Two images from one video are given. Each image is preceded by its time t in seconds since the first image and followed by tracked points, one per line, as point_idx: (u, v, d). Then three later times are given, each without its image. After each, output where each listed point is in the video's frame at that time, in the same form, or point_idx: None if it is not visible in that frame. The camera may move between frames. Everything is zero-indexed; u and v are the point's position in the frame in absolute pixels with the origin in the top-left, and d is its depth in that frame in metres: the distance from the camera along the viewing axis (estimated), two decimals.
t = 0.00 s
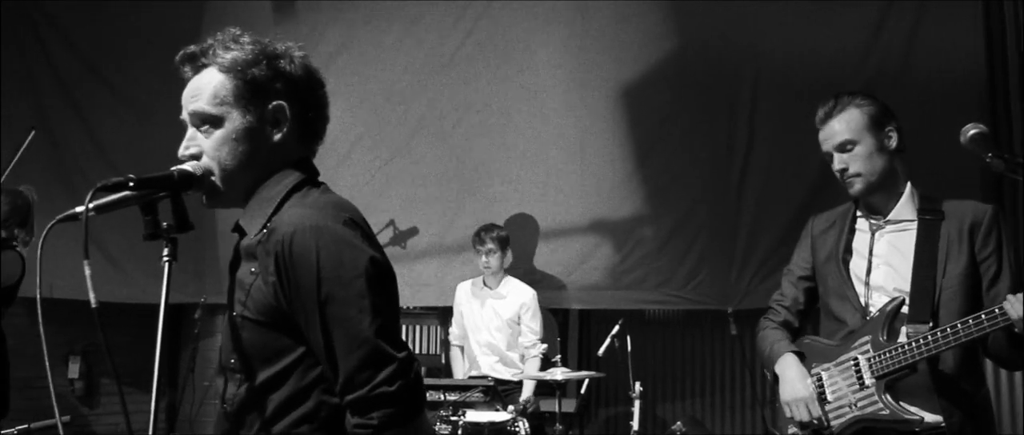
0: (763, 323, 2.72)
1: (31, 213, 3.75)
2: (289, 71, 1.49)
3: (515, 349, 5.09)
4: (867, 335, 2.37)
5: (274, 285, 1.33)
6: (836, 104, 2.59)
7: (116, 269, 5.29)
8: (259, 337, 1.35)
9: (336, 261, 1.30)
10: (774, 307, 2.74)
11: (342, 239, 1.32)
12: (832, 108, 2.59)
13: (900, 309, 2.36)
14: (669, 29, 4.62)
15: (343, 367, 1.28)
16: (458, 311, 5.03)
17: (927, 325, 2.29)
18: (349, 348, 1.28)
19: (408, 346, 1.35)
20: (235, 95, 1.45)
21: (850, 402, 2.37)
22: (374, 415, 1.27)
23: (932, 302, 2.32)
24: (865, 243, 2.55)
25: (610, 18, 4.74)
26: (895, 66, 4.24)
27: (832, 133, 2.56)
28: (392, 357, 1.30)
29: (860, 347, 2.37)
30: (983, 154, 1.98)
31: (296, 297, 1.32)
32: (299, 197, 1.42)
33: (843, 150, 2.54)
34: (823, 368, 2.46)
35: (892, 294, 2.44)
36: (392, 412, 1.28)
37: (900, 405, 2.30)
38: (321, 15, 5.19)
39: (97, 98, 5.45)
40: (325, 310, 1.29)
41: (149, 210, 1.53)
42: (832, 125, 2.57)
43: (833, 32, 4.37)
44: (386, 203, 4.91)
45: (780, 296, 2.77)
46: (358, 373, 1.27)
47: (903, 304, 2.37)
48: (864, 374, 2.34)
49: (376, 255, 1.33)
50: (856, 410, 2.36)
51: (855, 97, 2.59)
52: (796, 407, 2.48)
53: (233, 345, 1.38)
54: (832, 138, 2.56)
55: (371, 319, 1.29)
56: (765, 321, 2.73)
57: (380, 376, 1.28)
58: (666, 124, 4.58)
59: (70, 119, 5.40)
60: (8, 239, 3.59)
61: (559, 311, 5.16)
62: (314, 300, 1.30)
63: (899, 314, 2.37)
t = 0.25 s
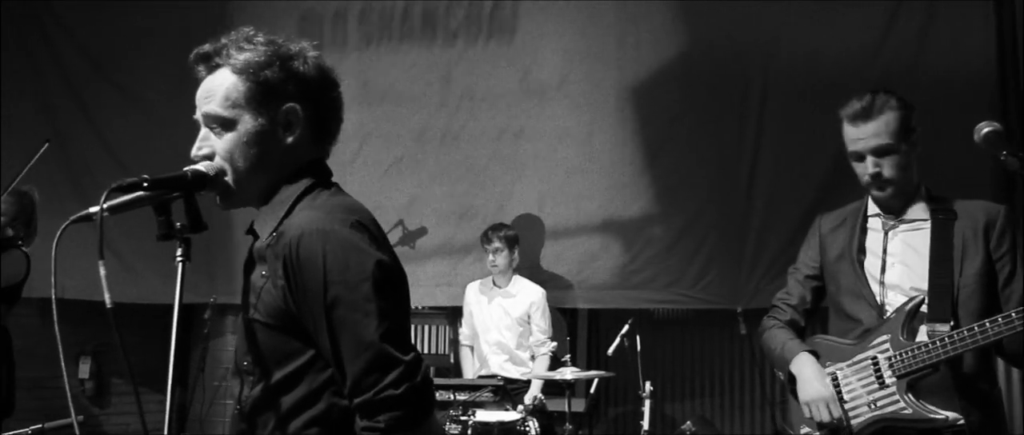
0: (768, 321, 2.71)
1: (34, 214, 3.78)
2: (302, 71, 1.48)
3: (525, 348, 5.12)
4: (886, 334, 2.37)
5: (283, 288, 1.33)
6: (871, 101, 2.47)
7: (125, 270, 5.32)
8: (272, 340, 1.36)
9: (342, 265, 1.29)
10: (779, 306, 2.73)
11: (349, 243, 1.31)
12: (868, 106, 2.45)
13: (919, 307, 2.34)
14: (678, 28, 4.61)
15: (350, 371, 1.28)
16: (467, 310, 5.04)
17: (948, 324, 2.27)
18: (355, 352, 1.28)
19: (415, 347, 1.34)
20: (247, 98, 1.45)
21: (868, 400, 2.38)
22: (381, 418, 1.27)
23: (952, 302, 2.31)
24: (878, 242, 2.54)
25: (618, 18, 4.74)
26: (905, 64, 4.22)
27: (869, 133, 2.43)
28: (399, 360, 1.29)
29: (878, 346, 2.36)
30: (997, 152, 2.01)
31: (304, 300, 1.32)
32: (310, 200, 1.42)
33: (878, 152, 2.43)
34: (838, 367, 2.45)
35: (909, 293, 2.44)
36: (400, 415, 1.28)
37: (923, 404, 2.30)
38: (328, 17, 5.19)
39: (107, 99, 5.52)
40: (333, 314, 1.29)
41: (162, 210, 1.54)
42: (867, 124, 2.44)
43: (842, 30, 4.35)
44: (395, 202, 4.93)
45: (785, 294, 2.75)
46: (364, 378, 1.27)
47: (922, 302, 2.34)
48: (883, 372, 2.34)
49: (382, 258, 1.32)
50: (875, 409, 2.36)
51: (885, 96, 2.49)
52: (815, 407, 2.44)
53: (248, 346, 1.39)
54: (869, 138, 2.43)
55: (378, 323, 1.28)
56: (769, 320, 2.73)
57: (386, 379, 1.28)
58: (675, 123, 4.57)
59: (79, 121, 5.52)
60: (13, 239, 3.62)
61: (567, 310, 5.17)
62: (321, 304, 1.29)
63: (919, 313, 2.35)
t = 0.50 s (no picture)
0: (774, 321, 2.68)
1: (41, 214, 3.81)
2: (316, 71, 1.49)
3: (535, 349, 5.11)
4: (903, 336, 2.36)
5: (300, 293, 1.34)
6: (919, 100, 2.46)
7: (134, 269, 5.34)
8: (288, 343, 1.36)
9: (358, 273, 1.29)
10: (786, 306, 2.69)
11: (366, 252, 1.31)
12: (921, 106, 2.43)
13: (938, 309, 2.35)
14: (687, 28, 4.59)
15: (364, 379, 1.28)
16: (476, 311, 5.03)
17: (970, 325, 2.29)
18: (369, 361, 1.27)
19: (430, 355, 1.34)
20: (260, 99, 1.45)
21: (889, 402, 2.36)
22: (395, 426, 1.26)
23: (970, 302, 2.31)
24: (891, 242, 2.53)
25: (628, 18, 4.72)
26: (916, 62, 4.18)
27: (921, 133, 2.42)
28: (414, 369, 1.28)
29: (897, 348, 2.36)
30: (1011, 153, 1.98)
31: (320, 306, 1.32)
32: (327, 203, 1.42)
33: (925, 153, 2.42)
34: (855, 369, 2.43)
35: (925, 293, 2.46)
36: (414, 422, 1.27)
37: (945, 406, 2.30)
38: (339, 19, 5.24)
39: (116, 98, 5.54)
40: (349, 322, 1.29)
41: (177, 210, 1.53)
42: (915, 123, 2.43)
43: (853, 28, 4.31)
44: (404, 202, 4.95)
45: (792, 293, 2.71)
46: (379, 387, 1.26)
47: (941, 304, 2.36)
48: (904, 374, 2.34)
49: (397, 268, 1.32)
50: (896, 411, 2.36)
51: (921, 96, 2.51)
52: (834, 412, 2.41)
53: (265, 347, 1.40)
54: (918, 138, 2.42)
55: (392, 332, 1.27)
56: (775, 319, 2.69)
57: (400, 387, 1.27)
58: (684, 122, 4.55)
59: (89, 121, 5.54)
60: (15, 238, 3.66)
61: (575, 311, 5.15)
62: (338, 311, 1.30)
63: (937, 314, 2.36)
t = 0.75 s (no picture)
0: (787, 318, 2.66)
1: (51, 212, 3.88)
2: (324, 71, 1.49)
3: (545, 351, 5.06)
4: (922, 334, 2.37)
5: (315, 293, 1.34)
6: (911, 115, 2.39)
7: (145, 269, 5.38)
8: (303, 346, 1.36)
9: (373, 271, 1.29)
10: (798, 302, 2.67)
11: (381, 251, 1.30)
12: (908, 124, 2.37)
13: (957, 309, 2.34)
14: (695, 26, 4.56)
15: (380, 379, 1.28)
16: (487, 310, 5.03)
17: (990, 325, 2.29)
18: (385, 360, 1.27)
19: (446, 354, 1.33)
20: (268, 98, 1.46)
21: (905, 400, 2.38)
22: (410, 426, 1.26)
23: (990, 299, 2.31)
24: (909, 239, 2.50)
25: (636, 17, 4.70)
26: (929, 58, 4.11)
27: (907, 153, 2.36)
28: (429, 368, 1.28)
29: (915, 347, 2.37)
30: None
31: (335, 305, 1.32)
32: (341, 201, 1.42)
33: (914, 173, 2.37)
34: (870, 366, 2.44)
35: (943, 292, 2.42)
36: (431, 422, 1.27)
37: (964, 405, 2.31)
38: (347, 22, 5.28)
39: (129, 102, 5.62)
40: (364, 321, 1.29)
41: (189, 210, 1.53)
42: (908, 123, 2.38)
43: (866, 25, 4.24)
44: (414, 202, 5.00)
45: (804, 290, 2.68)
46: (395, 386, 1.26)
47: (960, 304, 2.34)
48: (922, 372, 2.36)
49: (412, 266, 1.31)
50: (912, 409, 2.37)
51: (925, 106, 2.42)
52: (839, 406, 2.39)
53: (278, 349, 1.39)
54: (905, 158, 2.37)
55: (408, 331, 1.27)
56: (788, 316, 2.68)
57: (416, 387, 1.27)
58: (694, 120, 4.52)
59: (102, 123, 5.62)
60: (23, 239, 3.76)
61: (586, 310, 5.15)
62: (353, 310, 1.30)
63: (957, 314, 2.35)
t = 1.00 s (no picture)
0: (799, 316, 2.66)
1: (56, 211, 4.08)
2: (342, 67, 1.50)
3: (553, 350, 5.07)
4: (934, 333, 2.35)
5: (326, 283, 1.34)
6: (895, 123, 2.36)
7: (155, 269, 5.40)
8: (315, 339, 1.36)
9: (384, 260, 1.29)
10: (811, 299, 2.67)
11: (391, 239, 1.31)
12: (887, 133, 2.36)
13: (970, 309, 2.32)
14: (704, 23, 4.55)
15: (392, 368, 1.28)
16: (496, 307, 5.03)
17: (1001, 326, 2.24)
18: (396, 348, 1.27)
19: (458, 343, 1.33)
20: (285, 90, 1.47)
21: (914, 399, 2.37)
22: (423, 415, 1.27)
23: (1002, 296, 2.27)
24: (920, 238, 2.50)
25: (645, 14, 4.69)
26: (939, 54, 4.09)
27: (890, 162, 2.36)
28: (441, 356, 1.28)
29: (926, 345, 2.36)
30: None
31: (347, 296, 1.32)
32: (352, 194, 1.42)
33: (901, 181, 2.36)
34: (881, 363, 2.43)
35: (955, 293, 2.42)
36: (443, 410, 1.27)
37: (973, 407, 2.29)
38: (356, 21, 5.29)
39: (137, 102, 5.64)
40: (375, 310, 1.29)
41: (201, 208, 1.53)
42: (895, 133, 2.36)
43: (875, 21, 4.22)
44: (422, 201, 5.01)
45: (817, 287, 2.69)
46: (407, 375, 1.26)
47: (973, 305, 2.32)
48: (932, 372, 2.34)
49: (422, 255, 1.31)
50: (921, 408, 2.36)
51: (915, 112, 2.37)
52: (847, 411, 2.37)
53: (288, 343, 1.39)
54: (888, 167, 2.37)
55: (419, 319, 1.27)
56: (801, 314, 2.67)
57: (428, 375, 1.27)
58: (703, 118, 4.50)
59: (112, 124, 5.64)
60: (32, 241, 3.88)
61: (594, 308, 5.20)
62: (364, 299, 1.30)
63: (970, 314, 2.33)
